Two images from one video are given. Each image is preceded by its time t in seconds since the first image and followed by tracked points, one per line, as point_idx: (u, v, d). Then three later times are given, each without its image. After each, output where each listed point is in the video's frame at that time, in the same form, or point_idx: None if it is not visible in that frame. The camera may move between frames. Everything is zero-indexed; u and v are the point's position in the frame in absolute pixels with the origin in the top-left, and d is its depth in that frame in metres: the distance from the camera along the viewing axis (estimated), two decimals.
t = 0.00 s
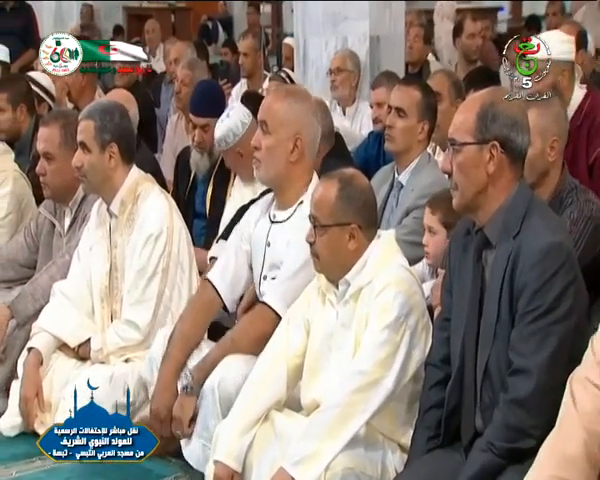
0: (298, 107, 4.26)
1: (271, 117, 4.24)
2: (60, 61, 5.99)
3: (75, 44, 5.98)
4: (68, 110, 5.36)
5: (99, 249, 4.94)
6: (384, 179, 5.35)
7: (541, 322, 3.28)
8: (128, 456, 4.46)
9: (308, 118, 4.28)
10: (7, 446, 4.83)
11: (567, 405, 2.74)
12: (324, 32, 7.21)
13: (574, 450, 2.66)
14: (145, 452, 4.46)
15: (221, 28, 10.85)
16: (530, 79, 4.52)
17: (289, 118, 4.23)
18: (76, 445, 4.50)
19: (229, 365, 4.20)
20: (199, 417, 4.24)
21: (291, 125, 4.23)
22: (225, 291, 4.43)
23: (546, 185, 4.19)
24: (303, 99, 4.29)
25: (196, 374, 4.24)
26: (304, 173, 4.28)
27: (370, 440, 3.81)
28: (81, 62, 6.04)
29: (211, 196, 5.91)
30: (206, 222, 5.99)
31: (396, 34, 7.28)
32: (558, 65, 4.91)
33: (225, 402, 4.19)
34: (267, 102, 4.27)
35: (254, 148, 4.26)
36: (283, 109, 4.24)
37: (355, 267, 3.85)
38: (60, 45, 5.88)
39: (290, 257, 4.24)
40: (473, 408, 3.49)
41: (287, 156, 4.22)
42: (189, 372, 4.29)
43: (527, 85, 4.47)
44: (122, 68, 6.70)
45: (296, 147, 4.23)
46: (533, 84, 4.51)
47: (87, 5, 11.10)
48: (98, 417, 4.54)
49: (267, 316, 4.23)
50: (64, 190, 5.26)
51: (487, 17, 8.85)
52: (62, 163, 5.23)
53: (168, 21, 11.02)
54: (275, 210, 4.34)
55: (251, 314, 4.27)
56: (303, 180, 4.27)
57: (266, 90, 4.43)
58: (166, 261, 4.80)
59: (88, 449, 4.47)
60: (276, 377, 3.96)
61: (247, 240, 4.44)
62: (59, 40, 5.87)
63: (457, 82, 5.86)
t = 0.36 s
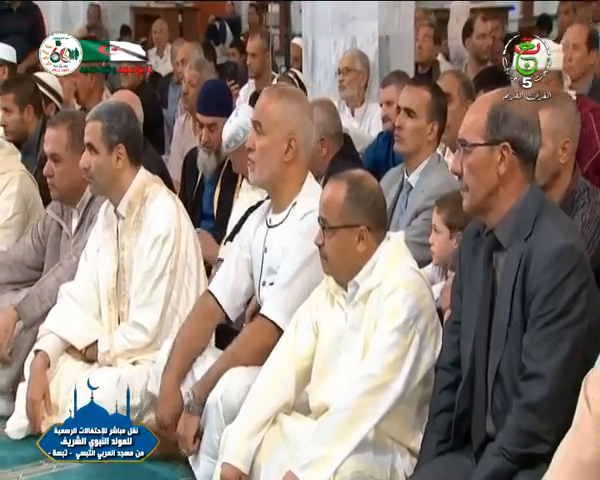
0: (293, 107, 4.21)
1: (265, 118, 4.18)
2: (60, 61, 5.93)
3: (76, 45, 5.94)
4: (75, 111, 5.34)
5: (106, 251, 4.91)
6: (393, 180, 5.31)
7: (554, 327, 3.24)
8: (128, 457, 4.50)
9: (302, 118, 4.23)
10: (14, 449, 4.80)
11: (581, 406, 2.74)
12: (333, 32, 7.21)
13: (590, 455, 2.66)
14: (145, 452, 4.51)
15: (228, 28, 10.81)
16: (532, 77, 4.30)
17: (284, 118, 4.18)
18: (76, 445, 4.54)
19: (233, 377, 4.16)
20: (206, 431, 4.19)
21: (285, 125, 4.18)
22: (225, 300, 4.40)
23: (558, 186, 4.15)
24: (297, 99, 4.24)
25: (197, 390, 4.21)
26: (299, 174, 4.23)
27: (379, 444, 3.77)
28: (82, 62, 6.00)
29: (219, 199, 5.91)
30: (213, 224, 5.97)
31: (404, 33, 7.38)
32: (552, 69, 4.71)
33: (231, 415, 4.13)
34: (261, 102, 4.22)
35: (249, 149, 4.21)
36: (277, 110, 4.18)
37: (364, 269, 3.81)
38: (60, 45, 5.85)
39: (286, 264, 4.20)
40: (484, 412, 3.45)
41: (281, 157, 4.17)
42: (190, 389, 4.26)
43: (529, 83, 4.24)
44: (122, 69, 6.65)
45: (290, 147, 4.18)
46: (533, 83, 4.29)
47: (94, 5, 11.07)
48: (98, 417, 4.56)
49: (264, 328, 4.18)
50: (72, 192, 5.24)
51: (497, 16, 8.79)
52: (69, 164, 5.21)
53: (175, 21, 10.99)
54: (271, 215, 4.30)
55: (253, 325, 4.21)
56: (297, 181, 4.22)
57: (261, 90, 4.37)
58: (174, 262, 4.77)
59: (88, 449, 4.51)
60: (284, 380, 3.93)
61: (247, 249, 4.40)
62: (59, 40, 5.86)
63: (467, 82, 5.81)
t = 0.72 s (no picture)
0: (288, 108, 4.19)
1: (260, 119, 4.16)
2: (60, 62, 5.81)
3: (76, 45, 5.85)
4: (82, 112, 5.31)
5: (113, 252, 4.89)
6: (402, 180, 5.28)
7: (568, 330, 3.21)
8: (128, 456, 4.47)
9: (299, 119, 4.20)
10: (21, 451, 4.77)
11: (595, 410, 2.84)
12: (341, 32, 7.22)
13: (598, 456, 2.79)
14: (145, 452, 4.46)
15: (235, 27, 10.76)
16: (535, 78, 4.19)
17: (280, 119, 4.15)
18: (76, 444, 4.52)
19: (243, 381, 4.10)
20: (215, 438, 4.14)
21: (282, 125, 4.15)
22: (217, 304, 4.40)
23: (569, 187, 4.11)
24: (294, 99, 4.22)
25: (204, 397, 4.16)
26: (296, 174, 4.21)
27: (388, 447, 3.73)
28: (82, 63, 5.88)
29: (226, 199, 5.94)
30: (221, 225, 5.95)
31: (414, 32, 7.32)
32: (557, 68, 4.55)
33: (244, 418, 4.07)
34: (256, 103, 4.19)
35: (246, 151, 4.20)
36: (273, 110, 4.16)
37: (373, 269, 3.78)
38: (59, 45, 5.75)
39: (288, 273, 4.16)
40: (495, 415, 3.41)
41: (278, 157, 4.15)
42: (197, 397, 4.19)
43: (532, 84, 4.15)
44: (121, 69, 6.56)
45: (286, 148, 4.16)
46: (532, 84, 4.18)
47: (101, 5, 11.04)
48: (98, 417, 4.54)
49: (271, 336, 4.16)
50: (78, 193, 5.21)
51: (508, 15, 8.73)
52: (77, 165, 5.19)
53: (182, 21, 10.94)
54: (268, 218, 4.29)
55: (259, 332, 4.19)
56: (295, 181, 4.21)
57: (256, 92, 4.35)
58: (181, 263, 4.75)
59: (88, 449, 4.48)
60: (293, 382, 3.89)
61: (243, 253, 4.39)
62: (59, 40, 5.75)
63: (476, 82, 5.77)
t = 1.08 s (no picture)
0: (298, 108, 4.15)
1: (270, 119, 4.13)
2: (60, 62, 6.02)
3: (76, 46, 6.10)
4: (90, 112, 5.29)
5: (121, 253, 4.86)
6: (413, 180, 5.25)
7: (580, 333, 3.18)
8: (128, 456, 4.47)
9: (308, 120, 4.17)
10: (28, 453, 4.74)
11: None
12: (350, 31, 7.28)
13: None
14: (145, 452, 4.46)
15: (243, 27, 10.72)
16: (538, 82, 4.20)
17: (290, 120, 4.13)
18: (76, 445, 4.51)
19: (248, 386, 4.08)
20: (218, 441, 4.13)
21: (291, 126, 4.13)
22: (227, 307, 4.37)
23: (581, 188, 4.07)
24: (303, 100, 4.19)
25: (209, 400, 4.11)
26: (305, 175, 4.18)
27: (398, 450, 3.70)
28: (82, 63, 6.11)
29: (234, 199, 5.88)
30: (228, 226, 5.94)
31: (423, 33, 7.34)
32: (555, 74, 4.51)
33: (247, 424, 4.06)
34: (266, 104, 4.17)
35: (255, 151, 4.17)
36: (283, 111, 4.13)
37: (383, 270, 3.75)
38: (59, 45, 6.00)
39: (294, 277, 4.13)
40: (506, 418, 3.38)
41: (288, 158, 4.12)
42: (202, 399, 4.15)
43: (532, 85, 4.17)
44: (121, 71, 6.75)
45: (296, 149, 4.12)
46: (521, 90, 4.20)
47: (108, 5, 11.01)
48: (98, 417, 4.47)
49: (278, 342, 4.12)
50: (86, 193, 5.19)
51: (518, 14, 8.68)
52: (85, 166, 5.17)
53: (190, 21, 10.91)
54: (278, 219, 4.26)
55: (267, 338, 4.15)
56: (304, 183, 4.18)
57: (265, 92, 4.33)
58: (189, 265, 4.71)
59: (88, 449, 4.49)
60: (302, 384, 3.86)
61: (253, 254, 4.36)
62: (58, 40, 6.00)
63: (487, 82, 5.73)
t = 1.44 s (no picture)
0: (300, 115, 4.15)
1: (273, 127, 4.13)
2: (60, 61, 6.07)
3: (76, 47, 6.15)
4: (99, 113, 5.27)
5: (130, 255, 4.84)
6: (423, 183, 5.20)
7: (593, 335, 3.14)
8: (127, 456, 4.47)
9: (310, 128, 4.16)
10: (36, 456, 4.71)
11: None
12: (361, 32, 7.22)
13: None
14: (145, 452, 4.46)
15: (253, 26, 10.66)
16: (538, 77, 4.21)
17: (293, 127, 4.12)
18: (76, 445, 4.54)
19: (255, 400, 4.03)
20: (228, 455, 4.08)
21: (294, 135, 4.12)
22: (232, 313, 4.34)
23: (595, 190, 4.03)
24: (305, 106, 4.18)
25: (216, 415, 4.07)
26: (308, 186, 4.17)
27: (409, 454, 3.66)
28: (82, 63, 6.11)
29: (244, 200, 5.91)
30: (238, 227, 5.92)
31: (434, 33, 7.33)
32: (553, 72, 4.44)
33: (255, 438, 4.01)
34: (268, 112, 4.16)
35: (257, 161, 4.16)
36: (286, 119, 4.13)
37: (393, 273, 3.72)
38: (60, 45, 6.08)
39: (299, 285, 4.10)
40: (518, 422, 3.34)
41: (290, 168, 4.11)
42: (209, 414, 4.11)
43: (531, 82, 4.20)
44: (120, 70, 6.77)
45: (299, 157, 4.12)
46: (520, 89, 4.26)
47: (118, 5, 10.97)
48: (99, 417, 4.45)
49: (284, 354, 4.09)
50: (95, 195, 5.16)
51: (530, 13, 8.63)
52: (94, 167, 5.15)
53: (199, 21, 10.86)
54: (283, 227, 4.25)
55: (272, 349, 4.12)
56: (309, 191, 4.17)
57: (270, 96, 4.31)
58: (199, 267, 4.68)
59: (88, 449, 4.51)
60: (312, 387, 3.83)
61: (260, 259, 4.34)
62: (59, 41, 6.11)
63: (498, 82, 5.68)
